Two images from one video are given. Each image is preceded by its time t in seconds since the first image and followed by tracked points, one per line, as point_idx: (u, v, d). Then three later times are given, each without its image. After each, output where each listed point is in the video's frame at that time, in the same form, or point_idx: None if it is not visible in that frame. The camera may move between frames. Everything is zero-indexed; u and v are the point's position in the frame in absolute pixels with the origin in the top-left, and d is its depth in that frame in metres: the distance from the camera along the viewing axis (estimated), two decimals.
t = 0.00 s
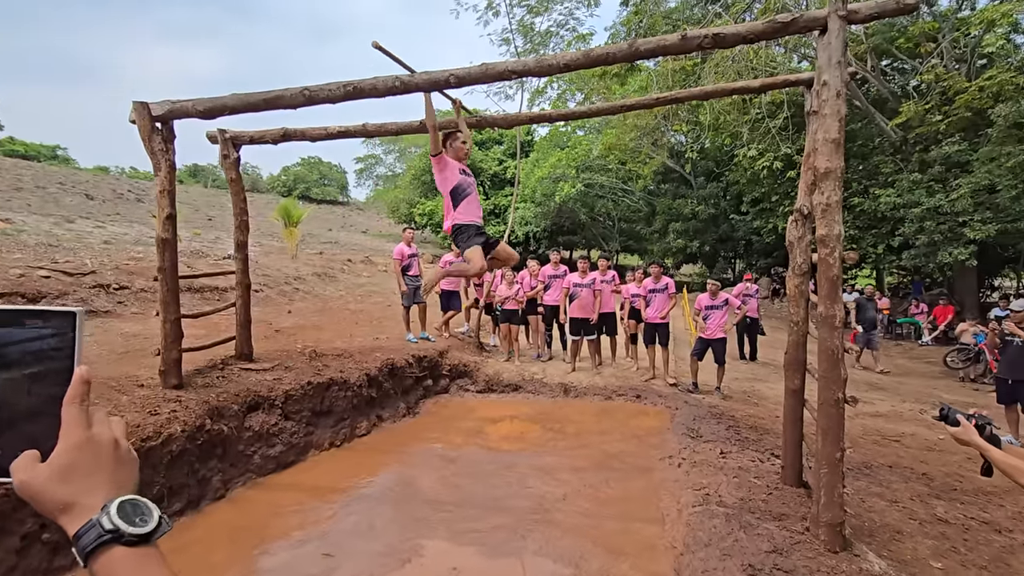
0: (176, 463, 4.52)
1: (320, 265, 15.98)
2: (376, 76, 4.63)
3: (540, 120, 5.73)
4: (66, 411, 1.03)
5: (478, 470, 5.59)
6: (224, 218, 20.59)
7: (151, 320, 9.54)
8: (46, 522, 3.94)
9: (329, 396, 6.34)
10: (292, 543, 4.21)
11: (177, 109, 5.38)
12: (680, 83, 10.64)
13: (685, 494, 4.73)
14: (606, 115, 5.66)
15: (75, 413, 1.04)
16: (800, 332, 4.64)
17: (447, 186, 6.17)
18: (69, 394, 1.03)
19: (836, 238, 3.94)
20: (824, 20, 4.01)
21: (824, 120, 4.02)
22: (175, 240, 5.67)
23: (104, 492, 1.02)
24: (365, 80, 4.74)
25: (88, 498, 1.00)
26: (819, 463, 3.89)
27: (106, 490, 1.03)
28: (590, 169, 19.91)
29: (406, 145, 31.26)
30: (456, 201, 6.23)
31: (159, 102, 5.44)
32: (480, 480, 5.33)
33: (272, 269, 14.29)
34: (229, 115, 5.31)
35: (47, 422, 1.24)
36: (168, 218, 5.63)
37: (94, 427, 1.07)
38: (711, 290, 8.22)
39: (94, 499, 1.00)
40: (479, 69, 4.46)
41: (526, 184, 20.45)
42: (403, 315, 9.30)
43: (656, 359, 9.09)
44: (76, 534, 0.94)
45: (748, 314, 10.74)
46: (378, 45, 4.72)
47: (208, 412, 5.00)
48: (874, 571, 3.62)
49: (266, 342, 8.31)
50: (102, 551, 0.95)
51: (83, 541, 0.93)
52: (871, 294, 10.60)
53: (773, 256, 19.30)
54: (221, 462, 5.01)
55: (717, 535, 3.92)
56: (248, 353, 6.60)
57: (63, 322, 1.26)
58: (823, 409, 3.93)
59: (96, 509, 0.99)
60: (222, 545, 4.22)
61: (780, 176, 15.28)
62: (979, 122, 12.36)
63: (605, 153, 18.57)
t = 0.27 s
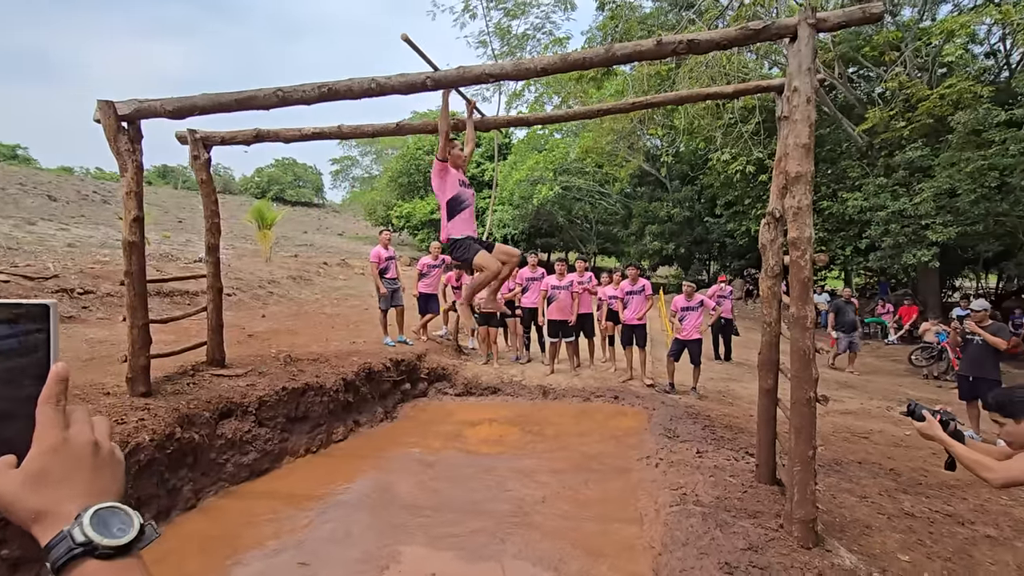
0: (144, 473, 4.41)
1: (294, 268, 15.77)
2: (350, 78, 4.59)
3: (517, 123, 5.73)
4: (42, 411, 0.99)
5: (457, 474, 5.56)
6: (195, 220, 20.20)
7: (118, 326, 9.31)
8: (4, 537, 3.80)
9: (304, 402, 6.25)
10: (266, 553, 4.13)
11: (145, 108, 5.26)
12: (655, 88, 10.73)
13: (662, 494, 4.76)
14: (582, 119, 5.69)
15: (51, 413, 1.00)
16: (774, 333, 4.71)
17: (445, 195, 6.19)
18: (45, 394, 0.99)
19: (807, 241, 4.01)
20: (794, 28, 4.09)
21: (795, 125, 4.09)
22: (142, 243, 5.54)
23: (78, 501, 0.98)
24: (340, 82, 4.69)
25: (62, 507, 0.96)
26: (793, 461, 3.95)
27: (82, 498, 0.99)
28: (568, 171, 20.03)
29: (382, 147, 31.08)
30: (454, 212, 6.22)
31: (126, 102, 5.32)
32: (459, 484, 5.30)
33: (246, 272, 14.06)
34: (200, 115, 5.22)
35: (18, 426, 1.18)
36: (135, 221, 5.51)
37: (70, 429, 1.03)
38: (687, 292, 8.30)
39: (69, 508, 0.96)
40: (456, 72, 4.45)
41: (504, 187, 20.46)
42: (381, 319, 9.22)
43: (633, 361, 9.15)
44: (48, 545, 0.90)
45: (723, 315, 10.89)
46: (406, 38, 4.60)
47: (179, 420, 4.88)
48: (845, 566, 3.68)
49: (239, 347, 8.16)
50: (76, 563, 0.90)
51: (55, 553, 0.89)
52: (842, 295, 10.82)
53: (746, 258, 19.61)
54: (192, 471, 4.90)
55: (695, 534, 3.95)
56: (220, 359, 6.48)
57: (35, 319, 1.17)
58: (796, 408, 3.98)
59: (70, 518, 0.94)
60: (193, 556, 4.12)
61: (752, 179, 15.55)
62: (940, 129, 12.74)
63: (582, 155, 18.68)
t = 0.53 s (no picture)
0: (113, 482, 4.30)
1: (269, 270, 15.54)
2: (327, 77, 4.54)
3: (496, 125, 5.73)
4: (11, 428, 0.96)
5: (437, 478, 5.52)
6: (165, 221, 19.79)
7: (85, 331, 9.07)
8: None
9: (280, 407, 6.15)
10: (241, 562, 4.05)
11: (112, 107, 5.13)
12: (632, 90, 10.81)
13: (641, 493, 4.79)
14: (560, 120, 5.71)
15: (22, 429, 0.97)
16: (749, 332, 4.77)
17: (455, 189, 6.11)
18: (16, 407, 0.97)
19: (781, 242, 4.07)
20: (768, 34, 4.16)
21: (768, 129, 4.15)
22: (109, 245, 5.40)
23: (46, 527, 0.91)
24: (316, 81, 4.63)
25: (27, 534, 0.89)
26: (768, 459, 3.99)
27: (50, 523, 0.91)
28: (546, 173, 20.12)
29: (359, 148, 30.85)
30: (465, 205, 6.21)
31: (92, 99, 5.19)
32: (439, 488, 5.26)
33: (219, 275, 13.83)
34: (170, 113, 5.11)
35: None
36: (102, 222, 5.37)
37: (41, 448, 0.99)
38: (664, 292, 8.38)
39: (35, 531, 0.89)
40: (434, 72, 4.43)
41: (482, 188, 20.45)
42: (359, 321, 9.13)
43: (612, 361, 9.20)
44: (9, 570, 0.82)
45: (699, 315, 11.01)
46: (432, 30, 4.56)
47: (149, 427, 4.77)
48: (819, 560, 3.74)
49: (212, 351, 8.01)
50: None
51: None
52: (819, 295, 10.96)
53: (721, 258, 19.89)
54: (163, 480, 4.79)
55: (674, 532, 3.98)
56: (192, 364, 6.35)
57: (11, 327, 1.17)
58: (771, 406, 4.02)
59: (34, 546, 0.87)
60: (165, 567, 4.02)
61: (727, 181, 15.79)
62: (905, 134, 13.08)
63: (561, 157, 18.76)
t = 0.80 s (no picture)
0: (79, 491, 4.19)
1: (244, 271, 15.31)
2: (303, 75, 4.48)
3: (475, 125, 5.71)
4: None
5: (416, 480, 5.49)
6: (135, 221, 19.38)
7: (51, 334, 8.84)
8: None
9: (256, 410, 6.05)
10: (215, 570, 3.98)
11: (77, 103, 5.00)
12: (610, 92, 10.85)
13: (621, 492, 4.81)
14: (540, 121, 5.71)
15: None
16: (725, 331, 4.82)
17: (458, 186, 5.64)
18: None
19: (755, 242, 4.12)
20: (742, 37, 4.21)
21: (744, 131, 4.20)
22: (75, 246, 5.27)
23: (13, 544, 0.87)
24: (291, 79, 4.57)
25: None
26: (744, 456, 4.02)
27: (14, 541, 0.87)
28: (526, 174, 20.16)
29: (337, 147, 30.56)
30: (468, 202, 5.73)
31: (56, 95, 5.06)
32: (419, 490, 5.23)
33: (191, 276, 13.57)
34: (139, 110, 5.00)
35: None
36: (67, 222, 5.24)
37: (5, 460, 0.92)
38: (643, 292, 8.43)
39: None
40: (412, 71, 4.39)
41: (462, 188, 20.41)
42: (338, 322, 9.02)
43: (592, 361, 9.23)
44: None
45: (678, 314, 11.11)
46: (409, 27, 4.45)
47: (118, 433, 4.66)
48: (795, 555, 3.80)
49: (184, 354, 7.86)
50: None
51: None
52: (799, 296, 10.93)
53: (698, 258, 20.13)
54: (132, 487, 4.68)
55: (653, 530, 4.01)
56: (164, 367, 6.22)
57: None
58: (747, 404, 4.06)
59: None
60: None
61: (704, 183, 15.99)
62: (874, 137, 13.36)
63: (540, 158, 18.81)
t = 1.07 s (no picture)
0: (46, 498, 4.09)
1: (219, 270, 15.06)
2: (279, 72, 4.42)
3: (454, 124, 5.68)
4: None
5: (396, 481, 5.46)
6: (105, 220, 18.95)
7: (17, 336, 8.60)
8: None
9: (231, 413, 5.96)
10: None
11: (43, 97, 4.87)
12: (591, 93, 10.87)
13: (601, 489, 4.84)
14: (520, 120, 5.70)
15: None
16: (703, 329, 4.87)
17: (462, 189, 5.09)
18: None
19: (732, 242, 4.17)
20: (718, 40, 4.26)
21: (720, 133, 4.25)
22: (40, 245, 5.14)
23: None
24: (266, 75, 4.50)
25: None
26: (721, 452, 4.06)
27: None
28: (507, 173, 20.19)
29: (316, 146, 30.24)
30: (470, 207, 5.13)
31: (20, 90, 4.93)
32: (399, 491, 5.21)
33: (164, 276, 13.31)
34: (108, 106, 4.88)
35: None
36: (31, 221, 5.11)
37: None
38: (623, 291, 8.48)
39: None
40: (390, 70, 4.37)
41: (443, 187, 20.33)
42: (318, 322, 8.90)
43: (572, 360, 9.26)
44: None
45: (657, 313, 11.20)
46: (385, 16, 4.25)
47: (87, 438, 4.56)
48: (770, 550, 3.87)
49: (157, 356, 7.71)
50: None
51: None
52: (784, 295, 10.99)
53: (677, 258, 20.32)
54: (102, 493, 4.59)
55: (632, 527, 4.04)
56: (134, 370, 6.10)
57: None
58: (724, 402, 4.10)
59: None
60: None
61: (682, 183, 16.15)
62: (846, 139, 13.60)
63: (521, 157, 18.83)
